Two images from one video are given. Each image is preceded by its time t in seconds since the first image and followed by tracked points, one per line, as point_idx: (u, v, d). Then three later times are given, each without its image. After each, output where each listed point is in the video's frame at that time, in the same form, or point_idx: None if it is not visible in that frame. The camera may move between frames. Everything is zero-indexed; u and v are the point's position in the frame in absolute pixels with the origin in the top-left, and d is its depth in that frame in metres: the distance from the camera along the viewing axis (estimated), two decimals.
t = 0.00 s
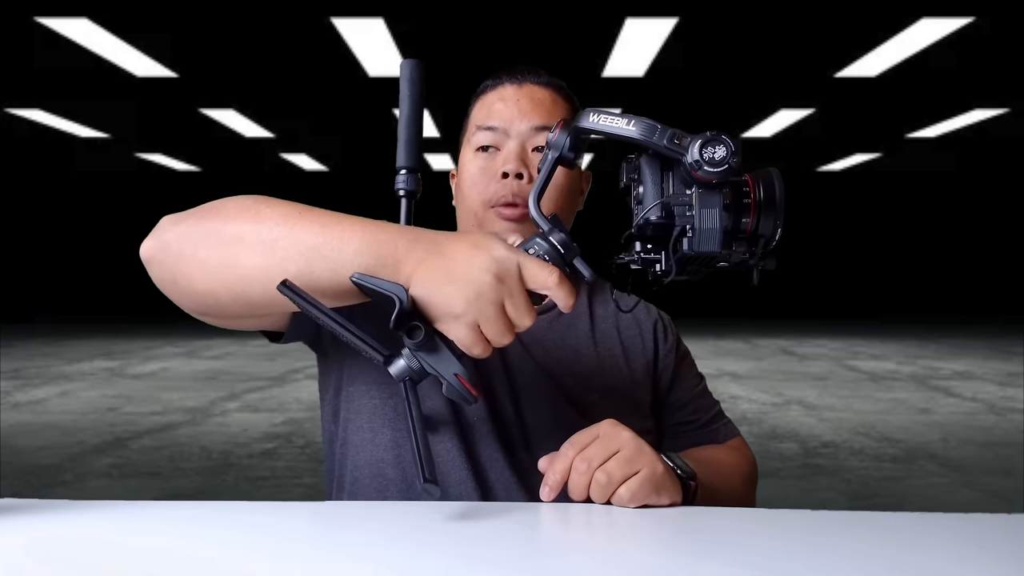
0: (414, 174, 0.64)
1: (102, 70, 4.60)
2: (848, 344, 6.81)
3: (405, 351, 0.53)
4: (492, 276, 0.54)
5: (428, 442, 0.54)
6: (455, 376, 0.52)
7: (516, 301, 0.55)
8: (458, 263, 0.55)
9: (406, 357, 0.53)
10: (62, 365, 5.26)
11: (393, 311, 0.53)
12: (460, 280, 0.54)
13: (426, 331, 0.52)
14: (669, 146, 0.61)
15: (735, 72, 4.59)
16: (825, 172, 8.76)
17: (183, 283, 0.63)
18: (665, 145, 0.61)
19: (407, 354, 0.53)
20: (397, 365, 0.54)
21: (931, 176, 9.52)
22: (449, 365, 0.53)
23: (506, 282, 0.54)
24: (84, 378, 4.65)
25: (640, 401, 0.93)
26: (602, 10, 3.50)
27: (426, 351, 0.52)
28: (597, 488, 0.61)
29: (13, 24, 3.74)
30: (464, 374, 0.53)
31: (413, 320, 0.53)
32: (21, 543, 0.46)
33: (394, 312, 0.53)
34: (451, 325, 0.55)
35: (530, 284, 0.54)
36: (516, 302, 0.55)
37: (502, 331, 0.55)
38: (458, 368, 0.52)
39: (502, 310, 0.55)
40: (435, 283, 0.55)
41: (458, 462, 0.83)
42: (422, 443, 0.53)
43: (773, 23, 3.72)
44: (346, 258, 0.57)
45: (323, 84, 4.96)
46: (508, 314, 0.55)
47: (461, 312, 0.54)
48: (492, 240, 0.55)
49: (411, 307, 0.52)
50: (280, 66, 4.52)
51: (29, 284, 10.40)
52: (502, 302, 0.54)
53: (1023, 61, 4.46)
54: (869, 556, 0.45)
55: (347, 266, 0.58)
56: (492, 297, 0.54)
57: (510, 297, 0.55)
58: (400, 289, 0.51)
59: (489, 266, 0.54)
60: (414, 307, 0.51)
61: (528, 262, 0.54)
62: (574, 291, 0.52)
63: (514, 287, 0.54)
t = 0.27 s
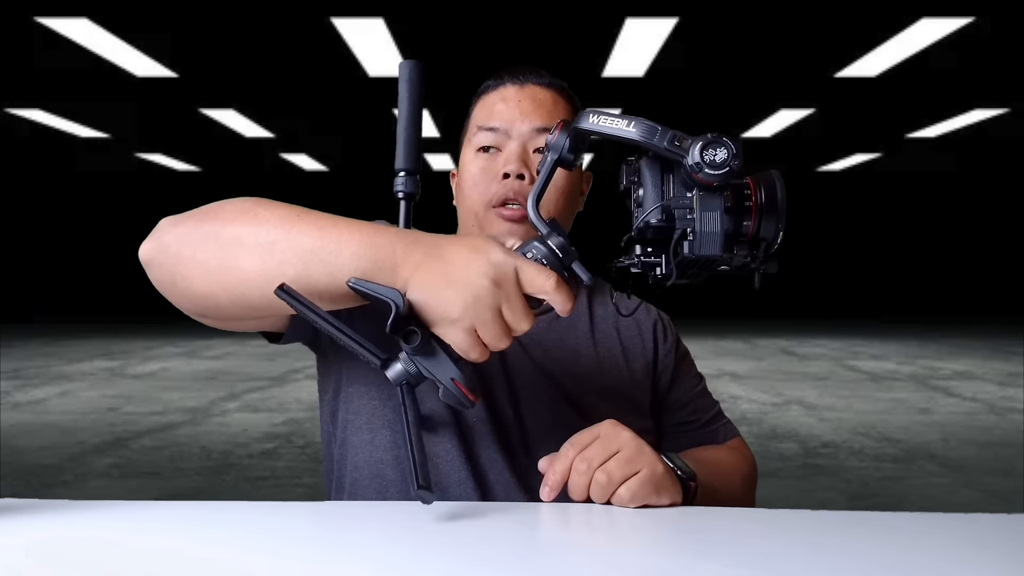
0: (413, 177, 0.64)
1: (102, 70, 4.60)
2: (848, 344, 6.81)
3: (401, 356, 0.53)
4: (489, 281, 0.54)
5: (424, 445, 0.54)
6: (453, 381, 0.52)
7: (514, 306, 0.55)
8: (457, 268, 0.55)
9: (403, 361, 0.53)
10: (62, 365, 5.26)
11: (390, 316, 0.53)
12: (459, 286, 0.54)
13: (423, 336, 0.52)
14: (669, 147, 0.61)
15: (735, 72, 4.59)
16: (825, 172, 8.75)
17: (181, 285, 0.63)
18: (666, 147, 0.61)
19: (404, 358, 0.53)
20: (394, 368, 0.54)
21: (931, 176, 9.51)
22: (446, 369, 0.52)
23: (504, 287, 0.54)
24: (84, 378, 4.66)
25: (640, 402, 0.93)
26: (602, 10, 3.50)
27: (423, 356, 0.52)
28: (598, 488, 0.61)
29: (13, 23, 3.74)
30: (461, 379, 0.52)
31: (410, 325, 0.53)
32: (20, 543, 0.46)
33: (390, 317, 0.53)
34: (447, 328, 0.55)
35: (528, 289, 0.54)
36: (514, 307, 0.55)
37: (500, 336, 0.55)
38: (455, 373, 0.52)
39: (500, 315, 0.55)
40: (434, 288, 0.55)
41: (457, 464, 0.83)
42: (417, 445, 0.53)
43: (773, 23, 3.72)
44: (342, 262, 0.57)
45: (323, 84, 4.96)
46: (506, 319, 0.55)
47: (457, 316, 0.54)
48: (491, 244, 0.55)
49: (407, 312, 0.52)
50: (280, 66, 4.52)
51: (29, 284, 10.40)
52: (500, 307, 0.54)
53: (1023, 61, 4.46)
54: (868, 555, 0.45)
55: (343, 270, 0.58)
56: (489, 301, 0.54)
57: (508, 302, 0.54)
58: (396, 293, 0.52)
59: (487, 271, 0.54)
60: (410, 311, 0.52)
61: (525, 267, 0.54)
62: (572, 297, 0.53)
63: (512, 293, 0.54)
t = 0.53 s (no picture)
0: (421, 158, 0.64)
1: (101, 70, 4.60)
2: (848, 344, 6.81)
3: (412, 329, 0.51)
4: (496, 249, 0.53)
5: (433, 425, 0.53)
6: (463, 353, 0.51)
7: (522, 276, 0.54)
8: (465, 241, 0.55)
9: (414, 336, 0.51)
10: (62, 365, 5.26)
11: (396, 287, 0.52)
12: (467, 258, 0.54)
13: (431, 308, 0.51)
14: (692, 111, 0.57)
15: (735, 73, 4.59)
16: (825, 172, 8.75)
17: (190, 268, 0.63)
18: (689, 110, 0.57)
19: (414, 333, 0.51)
20: (405, 344, 0.51)
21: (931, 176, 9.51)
22: (454, 340, 0.51)
23: (511, 256, 0.54)
24: (84, 378, 4.66)
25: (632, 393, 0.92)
26: (602, 10, 3.50)
27: (431, 328, 0.51)
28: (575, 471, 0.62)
29: (13, 23, 3.74)
30: (471, 351, 0.52)
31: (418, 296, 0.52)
32: (19, 546, 0.46)
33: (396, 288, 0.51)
34: (456, 301, 0.55)
35: (536, 261, 0.54)
36: (522, 277, 0.54)
37: (509, 308, 0.54)
38: (465, 344, 0.51)
39: (507, 286, 0.54)
40: (444, 262, 0.55)
41: (461, 455, 0.83)
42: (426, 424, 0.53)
43: (773, 23, 3.72)
44: (353, 238, 0.58)
45: (323, 84, 4.96)
46: (513, 289, 0.54)
47: (465, 286, 0.54)
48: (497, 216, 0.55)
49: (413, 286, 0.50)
50: (280, 66, 4.52)
51: (29, 284, 10.40)
52: (507, 276, 0.54)
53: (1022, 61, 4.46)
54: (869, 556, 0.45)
55: (355, 246, 0.58)
56: (498, 269, 0.53)
57: (515, 271, 0.54)
58: (404, 266, 0.50)
59: (494, 241, 0.54)
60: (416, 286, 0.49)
61: (533, 237, 0.53)
62: (577, 271, 0.53)
63: (519, 263, 0.54)
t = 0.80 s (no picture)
0: (436, 133, 0.63)
1: (101, 70, 4.60)
2: (848, 344, 6.81)
3: (424, 296, 0.50)
4: (509, 209, 0.50)
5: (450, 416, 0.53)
6: (476, 314, 0.49)
7: (536, 235, 0.50)
8: (480, 201, 0.52)
9: (427, 301, 0.50)
10: (62, 365, 5.26)
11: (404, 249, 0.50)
12: (480, 218, 0.52)
13: (444, 268, 0.48)
14: (708, 68, 0.57)
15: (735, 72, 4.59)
16: (825, 172, 8.75)
17: (211, 241, 0.64)
18: (705, 67, 0.57)
19: (428, 298, 0.50)
20: (419, 309, 0.51)
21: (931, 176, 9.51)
22: (468, 302, 0.49)
23: (524, 215, 0.50)
24: (84, 378, 4.66)
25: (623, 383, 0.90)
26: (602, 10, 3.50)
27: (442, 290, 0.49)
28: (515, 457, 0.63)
29: (13, 23, 3.74)
30: (484, 312, 0.49)
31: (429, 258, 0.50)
32: (19, 547, 0.46)
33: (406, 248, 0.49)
34: (473, 262, 0.52)
35: (549, 221, 0.50)
36: (537, 236, 0.50)
37: (523, 267, 0.51)
38: (478, 306, 0.49)
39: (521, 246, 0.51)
40: (459, 224, 0.53)
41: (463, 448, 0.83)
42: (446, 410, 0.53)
43: (772, 23, 3.72)
44: (369, 204, 0.57)
45: (323, 84, 4.97)
46: (527, 250, 0.50)
47: (479, 247, 0.52)
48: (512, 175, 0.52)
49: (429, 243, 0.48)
50: (280, 66, 4.52)
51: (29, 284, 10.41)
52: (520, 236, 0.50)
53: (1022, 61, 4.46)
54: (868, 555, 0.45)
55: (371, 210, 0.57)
56: (510, 230, 0.50)
57: (528, 231, 0.50)
58: (416, 225, 0.47)
59: (507, 200, 0.51)
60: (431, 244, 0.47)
61: (547, 198, 0.50)
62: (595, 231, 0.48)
63: (532, 223, 0.50)
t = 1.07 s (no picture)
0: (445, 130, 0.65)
1: (102, 70, 4.60)
2: (848, 344, 6.81)
3: (435, 296, 0.51)
4: (517, 206, 0.51)
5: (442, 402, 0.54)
6: (486, 314, 0.50)
7: (545, 231, 0.51)
8: (487, 198, 0.53)
9: (437, 302, 0.52)
10: (62, 365, 5.27)
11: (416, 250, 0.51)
12: (486, 215, 0.52)
13: (453, 269, 0.50)
14: (720, 57, 0.56)
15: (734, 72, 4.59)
16: (825, 172, 8.76)
17: (216, 239, 0.64)
18: (717, 56, 0.56)
19: (438, 298, 0.51)
20: (430, 308, 0.52)
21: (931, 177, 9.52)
22: (478, 301, 0.50)
23: (532, 213, 0.51)
24: (84, 378, 4.66)
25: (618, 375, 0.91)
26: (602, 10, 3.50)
27: (452, 289, 0.50)
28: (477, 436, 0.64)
29: (13, 23, 3.74)
30: (495, 311, 0.50)
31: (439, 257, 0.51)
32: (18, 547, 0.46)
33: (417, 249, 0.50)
34: (480, 261, 0.53)
35: (558, 216, 0.51)
36: (545, 233, 0.51)
37: (531, 264, 0.51)
38: (489, 305, 0.50)
39: (530, 243, 0.51)
40: (465, 223, 0.53)
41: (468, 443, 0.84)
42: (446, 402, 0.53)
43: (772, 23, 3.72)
44: (378, 200, 0.58)
45: (324, 84, 4.97)
46: (536, 245, 0.51)
47: (487, 244, 0.52)
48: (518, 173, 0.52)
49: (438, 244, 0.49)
50: (280, 66, 4.52)
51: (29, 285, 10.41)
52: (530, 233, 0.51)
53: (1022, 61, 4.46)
54: (868, 556, 0.45)
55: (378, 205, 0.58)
56: (519, 226, 0.51)
57: (536, 227, 0.51)
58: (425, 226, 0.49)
59: (514, 197, 0.51)
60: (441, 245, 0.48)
61: (555, 194, 0.51)
62: (602, 225, 0.50)
63: (540, 220, 0.51)
